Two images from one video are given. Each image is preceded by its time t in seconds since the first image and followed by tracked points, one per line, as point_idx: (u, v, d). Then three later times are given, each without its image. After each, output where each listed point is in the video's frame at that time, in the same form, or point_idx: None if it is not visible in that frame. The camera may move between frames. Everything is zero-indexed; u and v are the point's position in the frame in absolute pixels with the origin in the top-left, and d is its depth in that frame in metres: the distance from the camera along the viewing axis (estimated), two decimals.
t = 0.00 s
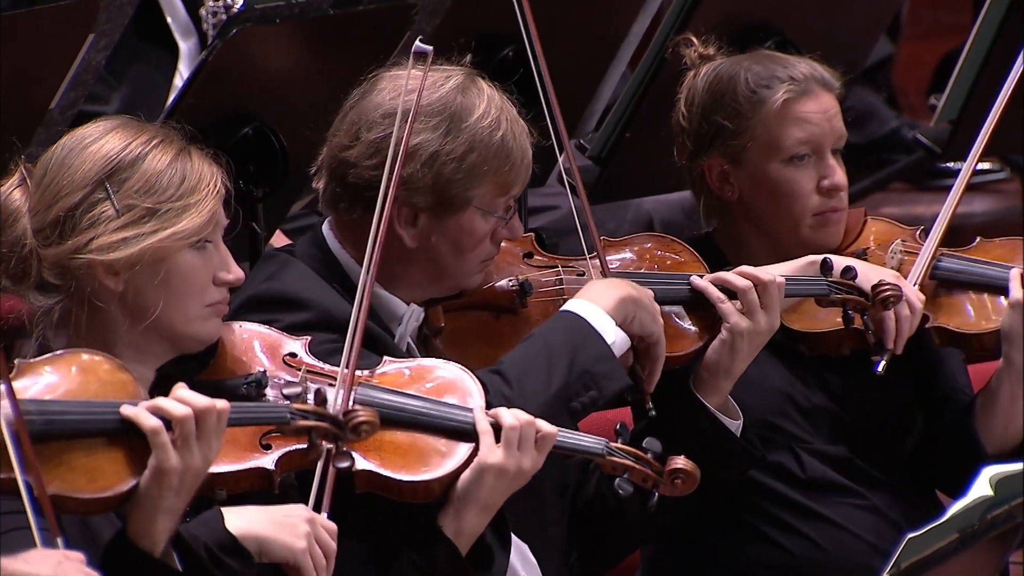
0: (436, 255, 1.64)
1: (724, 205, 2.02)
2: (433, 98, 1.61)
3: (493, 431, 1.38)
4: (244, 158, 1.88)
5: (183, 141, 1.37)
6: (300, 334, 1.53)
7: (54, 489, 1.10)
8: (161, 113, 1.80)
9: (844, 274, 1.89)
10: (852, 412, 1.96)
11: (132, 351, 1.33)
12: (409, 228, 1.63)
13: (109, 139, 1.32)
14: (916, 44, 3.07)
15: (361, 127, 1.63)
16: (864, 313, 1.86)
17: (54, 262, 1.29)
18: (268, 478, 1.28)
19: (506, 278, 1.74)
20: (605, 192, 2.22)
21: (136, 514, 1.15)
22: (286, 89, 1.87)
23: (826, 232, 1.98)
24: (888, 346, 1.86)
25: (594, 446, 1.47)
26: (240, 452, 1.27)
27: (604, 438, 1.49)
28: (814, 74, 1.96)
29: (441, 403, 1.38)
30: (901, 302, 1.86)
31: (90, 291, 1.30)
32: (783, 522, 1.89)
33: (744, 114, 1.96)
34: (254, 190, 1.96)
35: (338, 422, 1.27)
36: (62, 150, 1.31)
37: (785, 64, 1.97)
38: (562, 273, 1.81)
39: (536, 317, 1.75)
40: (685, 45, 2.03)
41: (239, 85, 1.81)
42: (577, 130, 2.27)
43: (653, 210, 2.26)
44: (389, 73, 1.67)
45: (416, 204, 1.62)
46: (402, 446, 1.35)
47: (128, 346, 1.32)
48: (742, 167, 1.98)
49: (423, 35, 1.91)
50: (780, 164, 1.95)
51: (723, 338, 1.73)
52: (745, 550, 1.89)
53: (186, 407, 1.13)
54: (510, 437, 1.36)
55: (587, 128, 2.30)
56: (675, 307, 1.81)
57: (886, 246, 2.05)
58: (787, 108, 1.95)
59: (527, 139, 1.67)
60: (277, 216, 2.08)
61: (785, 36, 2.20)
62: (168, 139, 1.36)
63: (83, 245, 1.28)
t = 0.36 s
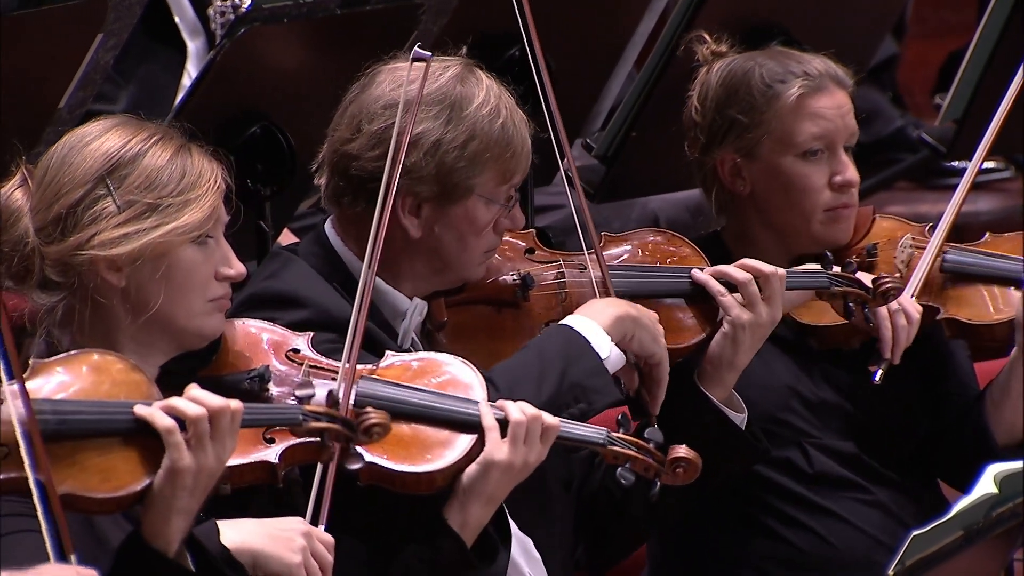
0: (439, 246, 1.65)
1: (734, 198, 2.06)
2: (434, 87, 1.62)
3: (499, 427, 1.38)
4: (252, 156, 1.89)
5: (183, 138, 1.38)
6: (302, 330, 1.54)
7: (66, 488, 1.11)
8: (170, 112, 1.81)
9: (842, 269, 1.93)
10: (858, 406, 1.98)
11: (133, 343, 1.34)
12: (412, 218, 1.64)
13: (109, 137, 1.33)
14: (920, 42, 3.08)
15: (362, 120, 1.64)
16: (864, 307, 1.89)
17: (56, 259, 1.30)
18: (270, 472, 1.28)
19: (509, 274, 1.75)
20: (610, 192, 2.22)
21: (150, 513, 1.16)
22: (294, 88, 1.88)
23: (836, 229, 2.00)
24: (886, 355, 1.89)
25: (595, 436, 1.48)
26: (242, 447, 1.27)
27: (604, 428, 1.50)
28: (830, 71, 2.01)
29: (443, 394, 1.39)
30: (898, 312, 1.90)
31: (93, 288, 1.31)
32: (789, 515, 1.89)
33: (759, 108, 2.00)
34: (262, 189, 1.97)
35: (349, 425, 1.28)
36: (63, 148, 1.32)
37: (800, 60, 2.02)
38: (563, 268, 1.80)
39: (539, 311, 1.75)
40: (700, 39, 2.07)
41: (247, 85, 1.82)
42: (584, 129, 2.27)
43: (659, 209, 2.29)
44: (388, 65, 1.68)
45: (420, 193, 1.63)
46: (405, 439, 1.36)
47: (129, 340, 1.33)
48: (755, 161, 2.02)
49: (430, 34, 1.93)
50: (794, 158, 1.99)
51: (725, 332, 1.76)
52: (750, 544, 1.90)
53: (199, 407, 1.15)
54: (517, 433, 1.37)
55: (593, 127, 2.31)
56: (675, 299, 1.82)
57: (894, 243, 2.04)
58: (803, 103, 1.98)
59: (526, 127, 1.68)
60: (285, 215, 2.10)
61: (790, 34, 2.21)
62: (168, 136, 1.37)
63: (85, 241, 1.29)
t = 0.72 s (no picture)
0: (438, 236, 1.65)
1: (750, 193, 2.08)
2: (429, 76, 1.62)
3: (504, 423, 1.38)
4: (259, 156, 1.90)
5: (187, 136, 1.39)
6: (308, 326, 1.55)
7: (78, 486, 1.12)
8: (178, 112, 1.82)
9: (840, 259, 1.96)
10: (869, 398, 2.00)
11: (138, 339, 1.34)
12: (411, 208, 1.64)
13: (113, 135, 1.33)
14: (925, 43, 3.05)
15: (359, 111, 1.64)
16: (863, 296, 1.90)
17: (61, 257, 1.30)
18: (277, 467, 1.29)
19: (506, 268, 1.75)
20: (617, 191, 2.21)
21: (166, 511, 1.17)
22: (303, 87, 1.89)
23: (850, 227, 2.02)
24: (895, 371, 1.89)
25: (600, 428, 1.49)
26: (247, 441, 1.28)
27: (609, 421, 1.50)
28: (848, 69, 2.04)
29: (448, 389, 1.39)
30: (904, 328, 1.89)
31: (97, 284, 1.31)
32: (797, 508, 1.91)
33: (779, 104, 2.03)
34: (270, 188, 1.98)
35: (363, 423, 1.27)
36: (68, 147, 1.33)
37: (819, 58, 2.05)
38: (562, 262, 1.80)
39: (538, 304, 1.76)
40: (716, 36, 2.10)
41: (256, 84, 1.83)
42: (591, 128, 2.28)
43: (664, 208, 2.30)
44: (382, 59, 1.67)
45: (419, 181, 1.63)
46: (410, 434, 1.37)
47: (134, 336, 1.34)
48: (773, 156, 2.05)
49: (437, 33, 1.91)
50: (812, 155, 2.02)
51: (724, 323, 1.78)
52: (756, 537, 1.92)
53: (215, 405, 1.16)
54: (522, 428, 1.37)
55: (600, 127, 2.32)
56: (672, 291, 1.83)
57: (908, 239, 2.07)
58: (822, 100, 2.02)
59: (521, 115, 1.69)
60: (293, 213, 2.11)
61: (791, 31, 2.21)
62: (172, 134, 1.38)
63: (90, 238, 1.30)
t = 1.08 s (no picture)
0: (438, 229, 1.65)
1: (765, 189, 2.11)
2: (425, 70, 1.63)
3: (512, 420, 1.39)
4: (267, 155, 1.90)
5: (195, 135, 1.40)
6: (315, 323, 1.55)
7: (90, 484, 1.13)
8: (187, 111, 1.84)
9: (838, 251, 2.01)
10: (879, 388, 2.02)
11: (145, 336, 1.35)
12: (411, 201, 1.65)
13: (122, 134, 1.34)
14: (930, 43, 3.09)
15: (357, 107, 1.64)
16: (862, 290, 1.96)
17: (69, 254, 1.31)
18: (285, 463, 1.30)
19: (508, 263, 1.76)
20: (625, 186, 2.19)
21: (180, 507, 1.19)
22: (311, 87, 1.90)
23: (865, 225, 2.06)
24: (902, 389, 1.85)
25: (606, 423, 1.49)
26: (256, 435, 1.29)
27: (614, 415, 1.51)
28: (866, 67, 2.08)
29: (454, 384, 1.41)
30: (911, 345, 1.86)
31: (105, 282, 1.32)
32: (805, 501, 1.92)
33: (798, 101, 2.07)
34: (277, 187, 1.99)
35: (375, 420, 1.28)
36: (76, 146, 1.34)
37: (837, 57, 2.09)
38: (562, 258, 1.81)
39: (538, 298, 1.75)
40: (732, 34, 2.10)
41: (264, 84, 1.84)
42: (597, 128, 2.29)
43: (672, 206, 2.31)
44: (379, 55, 1.68)
45: (418, 174, 1.63)
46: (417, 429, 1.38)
47: (140, 333, 1.35)
48: (792, 153, 2.09)
49: (443, 34, 1.92)
50: (830, 153, 2.07)
51: (724, 316, 1.79)
52: (762, 530, 1.92)
53: (228, 403, 1.17)
54: (530, 424, 1.38)
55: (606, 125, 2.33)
56: (673, 286, 1.84)
57: (925, 238, 2.10)
58: (841, 98, 2.06)
59: (517, 107, 1.70)
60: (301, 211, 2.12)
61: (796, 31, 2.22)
62: (180, 133, 1.39)
63: (97, 236, 1.30)
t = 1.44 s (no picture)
0: (442, 226, 1.66)
1: (779, 186, 2.10)
2: (428, 69, 1.64)
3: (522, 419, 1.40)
4: (275, 153, 1.92)
5: (206, 134, 1.41)
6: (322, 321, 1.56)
7: (102, 482, 1.14)
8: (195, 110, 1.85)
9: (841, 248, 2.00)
10: (892, 384, 2.01)
11: (156, 334, 1.36)
12: (415, 199, 1.65)
13: (133, 132, 1.35)
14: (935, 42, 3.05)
15: (361, 105, 1.65)
16: (864, 287, 1.96)
17: (79, 251, 1.32)
18: (295, 460, 1.31)
19: (514, 261, 1.76)
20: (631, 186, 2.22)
21: (192, 504, 1.21)
22: (318, 85, 1.91)
23: (877, 224, 2.04)
24: (910, 395, 1.81)
25: (614, 422, 1.49)
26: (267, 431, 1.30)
27: (623, 414, 1.51)
28: (882, 67, 2.06)
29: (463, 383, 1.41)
30: (920, 352, 1.82)
31: (115, 280, 1.33)
32: (812, 497, 1.92)
33: (814, 99, 2.05)
34: (285, 185, 1.99)
35: (385, 420, 1.29)
36: (87, 143, 1.35)
37: (851, 56, 2.07)
38: (565, 256, 1.81)
39: (542, 296, 1.76)
40: (745, 33, 2.10)
41: (271, 83, 1.85)
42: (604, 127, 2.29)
43: (678, 205, 2.35)
44: (381, 54, 1.69)
45: (423, 172, 1.64)
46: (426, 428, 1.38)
47: (151, 331, 1.36)
48: (806, 151, 2.06)
49: (449, 34, 1.93)
50: (845, 150, 2.04)
51: (726, 313, 1.80)
52: (766, 525, 1.93)
53: (239, 403, 1.18)
54: (540, 424, 1.39)
55: (613, 124, 2.35)
56: (676, 283, 1.84)
57: (937, 236, 2.06)
58: (856, 97, 2.04)
59: (519, 105, 1.71)
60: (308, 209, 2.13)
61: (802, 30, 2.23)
62: (190, 132, 1.40)
63: (108, 233, 1.31)
